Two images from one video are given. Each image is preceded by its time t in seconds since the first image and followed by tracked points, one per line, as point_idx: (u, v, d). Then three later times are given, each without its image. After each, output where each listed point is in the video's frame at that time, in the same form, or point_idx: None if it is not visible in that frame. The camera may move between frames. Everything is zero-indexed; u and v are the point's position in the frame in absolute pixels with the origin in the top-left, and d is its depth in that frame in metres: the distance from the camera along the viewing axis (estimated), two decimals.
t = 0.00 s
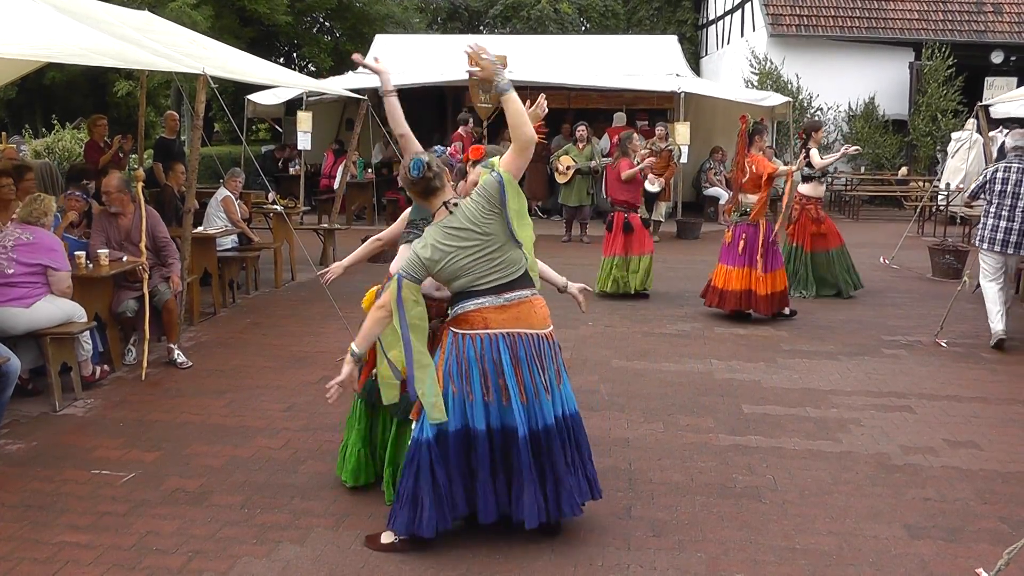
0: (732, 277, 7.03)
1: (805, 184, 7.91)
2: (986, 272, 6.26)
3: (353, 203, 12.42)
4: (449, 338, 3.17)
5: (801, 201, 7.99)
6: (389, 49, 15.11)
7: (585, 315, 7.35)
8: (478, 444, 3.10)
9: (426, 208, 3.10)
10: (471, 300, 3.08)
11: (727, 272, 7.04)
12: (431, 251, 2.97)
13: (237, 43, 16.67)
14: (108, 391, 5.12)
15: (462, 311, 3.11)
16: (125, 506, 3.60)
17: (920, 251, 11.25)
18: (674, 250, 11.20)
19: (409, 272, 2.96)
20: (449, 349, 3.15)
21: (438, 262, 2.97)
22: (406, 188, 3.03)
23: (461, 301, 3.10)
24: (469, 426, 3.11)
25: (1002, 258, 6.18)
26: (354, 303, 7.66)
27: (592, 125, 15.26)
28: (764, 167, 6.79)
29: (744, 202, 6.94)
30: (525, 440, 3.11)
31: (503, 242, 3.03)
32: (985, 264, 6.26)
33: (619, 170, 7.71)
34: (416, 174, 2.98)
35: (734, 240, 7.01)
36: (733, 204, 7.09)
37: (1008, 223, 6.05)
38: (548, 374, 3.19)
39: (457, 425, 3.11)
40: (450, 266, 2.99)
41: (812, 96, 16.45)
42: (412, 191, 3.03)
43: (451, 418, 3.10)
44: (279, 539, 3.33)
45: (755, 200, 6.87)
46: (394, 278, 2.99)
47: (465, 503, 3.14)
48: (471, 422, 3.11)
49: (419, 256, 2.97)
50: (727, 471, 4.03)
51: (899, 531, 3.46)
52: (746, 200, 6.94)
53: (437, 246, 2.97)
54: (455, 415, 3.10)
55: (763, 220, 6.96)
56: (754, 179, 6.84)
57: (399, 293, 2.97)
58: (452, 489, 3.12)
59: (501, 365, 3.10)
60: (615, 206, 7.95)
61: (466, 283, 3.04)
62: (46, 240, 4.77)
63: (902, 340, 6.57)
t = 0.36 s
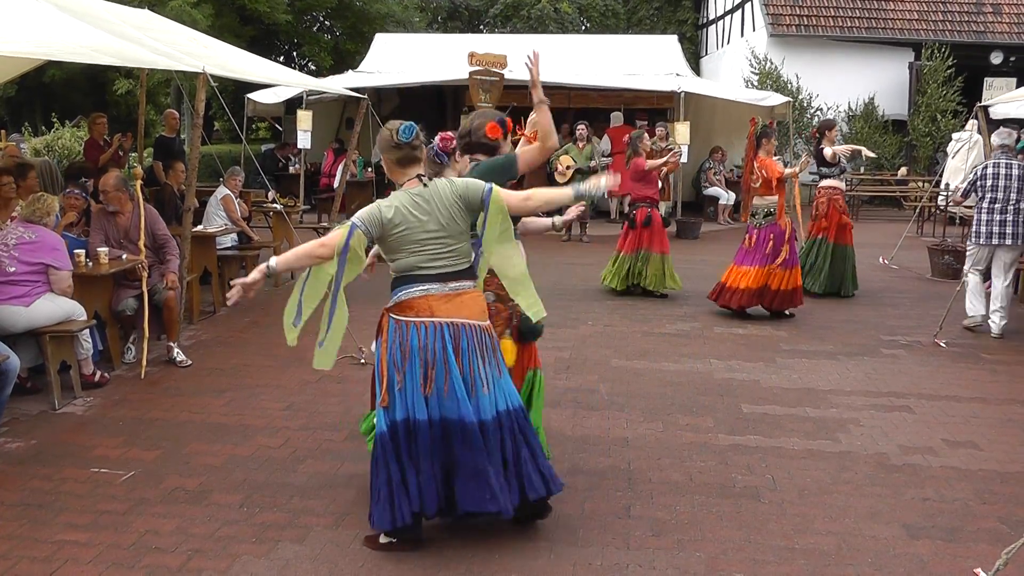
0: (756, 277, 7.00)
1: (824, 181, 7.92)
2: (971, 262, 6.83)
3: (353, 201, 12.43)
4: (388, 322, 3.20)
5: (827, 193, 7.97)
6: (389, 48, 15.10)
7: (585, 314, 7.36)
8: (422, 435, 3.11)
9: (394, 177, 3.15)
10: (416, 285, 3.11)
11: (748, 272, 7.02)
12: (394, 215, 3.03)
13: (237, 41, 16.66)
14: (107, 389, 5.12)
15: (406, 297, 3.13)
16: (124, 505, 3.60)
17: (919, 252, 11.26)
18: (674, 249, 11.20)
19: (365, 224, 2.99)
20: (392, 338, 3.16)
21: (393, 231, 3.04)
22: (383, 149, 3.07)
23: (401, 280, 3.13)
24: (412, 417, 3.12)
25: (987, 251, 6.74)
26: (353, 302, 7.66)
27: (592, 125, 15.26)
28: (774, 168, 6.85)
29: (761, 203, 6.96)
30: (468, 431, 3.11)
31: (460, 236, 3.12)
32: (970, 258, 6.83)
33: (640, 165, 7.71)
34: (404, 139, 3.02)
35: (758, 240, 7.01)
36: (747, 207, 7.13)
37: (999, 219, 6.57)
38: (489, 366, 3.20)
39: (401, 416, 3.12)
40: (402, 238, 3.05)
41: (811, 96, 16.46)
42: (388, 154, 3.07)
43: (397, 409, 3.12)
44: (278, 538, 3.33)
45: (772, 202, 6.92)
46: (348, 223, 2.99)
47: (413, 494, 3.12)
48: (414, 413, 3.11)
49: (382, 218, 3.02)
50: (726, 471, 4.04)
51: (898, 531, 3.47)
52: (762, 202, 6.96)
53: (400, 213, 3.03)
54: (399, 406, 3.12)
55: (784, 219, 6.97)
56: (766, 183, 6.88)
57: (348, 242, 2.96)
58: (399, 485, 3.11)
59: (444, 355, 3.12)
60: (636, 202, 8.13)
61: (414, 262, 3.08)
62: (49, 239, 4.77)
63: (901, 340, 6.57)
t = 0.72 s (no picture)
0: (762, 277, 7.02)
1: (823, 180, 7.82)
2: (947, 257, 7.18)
3: (352, 200, 12.42)
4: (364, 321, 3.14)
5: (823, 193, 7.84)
6: (389, 46, 15.09)
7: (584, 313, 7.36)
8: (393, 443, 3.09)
9: (374, 177, 3.14)
10: (400, 290, 3.11)
11: (748, 273, 7.06)
12: (393, 210, 3.04)
13: (237, 40, 16.64)
14: (107, 388, 5.12)
15: (391, 300, 3.11)
16: (123, 504, 3.60)
17: (919, 252, 11.26)
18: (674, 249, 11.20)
19: (368, 213, 2.97)
20: (370, 341, 3.12)
21: (386, 227, 3.04)
22: (374, 145, 3.05)
23: (380, 282, 3.11)
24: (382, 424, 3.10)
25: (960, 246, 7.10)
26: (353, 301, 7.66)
27: (591, 124, 15.26)
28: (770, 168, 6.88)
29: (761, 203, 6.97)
30: (437, 446, 3.14)
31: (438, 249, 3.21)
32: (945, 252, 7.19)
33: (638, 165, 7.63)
34: (401, 138, 3.03)
35: (757, 242, 6.98)
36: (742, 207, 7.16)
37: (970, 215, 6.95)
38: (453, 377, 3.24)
39: (373, 421, 3.11)
40: (394, 235, 3.06)
41: (811, 95, 16.46)
42: (378, 151, 3.06)
43: (369, 413, 3.11)
44: (277, 537, 3.33)
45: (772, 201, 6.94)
46: (352, 212, 2.94)
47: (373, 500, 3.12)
48: (386, 419, 3.10)
49: (380, 212, 3.01)
50: (725, 470, 4.04)
51: (897, 531, 3.46)
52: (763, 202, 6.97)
53: (397, 207, 3.04)
54: (371, 411, 3.11)
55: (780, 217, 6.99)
56: (762, 183, 6.92)
57: (355, 229, 2.93)
58: (362, 489, 3.10)
59: (420, 366, 3.12)
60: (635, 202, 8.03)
61: (404, 261, 3.09)
62: (48, 237, 4.76)
63: (900, 340, 6.57)
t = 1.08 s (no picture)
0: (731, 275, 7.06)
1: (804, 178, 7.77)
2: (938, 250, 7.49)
3: (351, 200, 12.43)
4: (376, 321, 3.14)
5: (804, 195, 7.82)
6: (387, 46, 15.09)
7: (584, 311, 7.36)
8: (409, 445, 3.13)
9: (369, 169, 3.12)
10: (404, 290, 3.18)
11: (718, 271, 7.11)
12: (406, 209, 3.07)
13: (235, 40, 16.65)
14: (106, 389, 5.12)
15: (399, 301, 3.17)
16: (123, 504, 3.60)
17: (919, 250, 11.25)
18: (673, 248, 11.20)
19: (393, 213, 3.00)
20: (382, 342, 3.13)
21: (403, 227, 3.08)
22: (376, 137, 3.04)
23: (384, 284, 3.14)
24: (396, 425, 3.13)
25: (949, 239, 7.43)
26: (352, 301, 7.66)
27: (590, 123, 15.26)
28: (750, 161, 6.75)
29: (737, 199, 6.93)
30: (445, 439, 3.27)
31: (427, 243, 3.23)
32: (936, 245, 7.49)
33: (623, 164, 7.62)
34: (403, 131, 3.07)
35: (721, 239, 7.03)
36: (720, 203, 7.11)
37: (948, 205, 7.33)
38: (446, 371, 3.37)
39: (387, 421, 3.12)
40: (406, 233, 3.09)
41: (810, 93, 16.46)
42: (380, 142, 3.06)
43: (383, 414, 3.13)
44: (277, 537, 3.33)
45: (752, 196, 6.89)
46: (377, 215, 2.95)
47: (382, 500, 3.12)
48: (401, 420, 3.13)
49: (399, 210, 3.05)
50: (724, 468, 4.03)
51: (897, 529, 3.46)
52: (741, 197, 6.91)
53: (409, 201, 3.07)
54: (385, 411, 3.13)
55: (747, 215, 6.98)
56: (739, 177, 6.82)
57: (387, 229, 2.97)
58: (371, 488, 3.11)
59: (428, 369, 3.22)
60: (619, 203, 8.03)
61: (410, 259, 3.15)
62: (48, 238, 4.76)
63: (900, 338, 6.57)
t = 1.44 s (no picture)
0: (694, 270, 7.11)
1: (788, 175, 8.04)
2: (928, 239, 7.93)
3: (350, 200, 12.43)
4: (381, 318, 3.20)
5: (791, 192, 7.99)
6: (386, 46, 15.09)
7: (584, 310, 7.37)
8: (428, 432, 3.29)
9: (365, 169, 3.17)
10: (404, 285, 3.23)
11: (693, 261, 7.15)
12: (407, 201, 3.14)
13: (235, 40, 16.66)
14: (106, 388, 5.12)
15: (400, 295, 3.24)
16: (123, 504, 3.60)
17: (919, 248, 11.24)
18: (673, 246, 11.20)
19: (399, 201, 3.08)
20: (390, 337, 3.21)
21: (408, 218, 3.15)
22: (373, 135, 3.11)
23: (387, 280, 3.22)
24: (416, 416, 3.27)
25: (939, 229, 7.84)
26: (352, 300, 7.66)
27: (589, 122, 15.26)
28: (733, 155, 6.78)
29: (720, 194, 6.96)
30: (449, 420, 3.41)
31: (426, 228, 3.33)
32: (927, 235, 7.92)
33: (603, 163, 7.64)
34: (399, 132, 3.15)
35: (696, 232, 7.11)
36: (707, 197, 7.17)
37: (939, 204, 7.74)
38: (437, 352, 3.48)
39: (408, 413, 3.24)
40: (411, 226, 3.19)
41: (810, 91, 16.46)
42: (377, 142, 3.13)
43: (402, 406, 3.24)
44: (277, 537, 3.33)
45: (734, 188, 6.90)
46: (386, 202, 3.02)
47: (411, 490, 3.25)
48: (418, 409, 3.27)
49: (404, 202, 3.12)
50: (725, 467, 4.03)
51: (897, 527, 3.46)
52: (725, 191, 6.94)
53: (410, 197, 3.16)
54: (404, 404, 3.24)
55: (730, 211, 6.97)
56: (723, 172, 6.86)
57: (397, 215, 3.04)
58: (401, 479, 3.24)
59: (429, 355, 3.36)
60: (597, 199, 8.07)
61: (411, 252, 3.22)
62: (47, 239, 4.76)
63: (900, 336, 6.57)
